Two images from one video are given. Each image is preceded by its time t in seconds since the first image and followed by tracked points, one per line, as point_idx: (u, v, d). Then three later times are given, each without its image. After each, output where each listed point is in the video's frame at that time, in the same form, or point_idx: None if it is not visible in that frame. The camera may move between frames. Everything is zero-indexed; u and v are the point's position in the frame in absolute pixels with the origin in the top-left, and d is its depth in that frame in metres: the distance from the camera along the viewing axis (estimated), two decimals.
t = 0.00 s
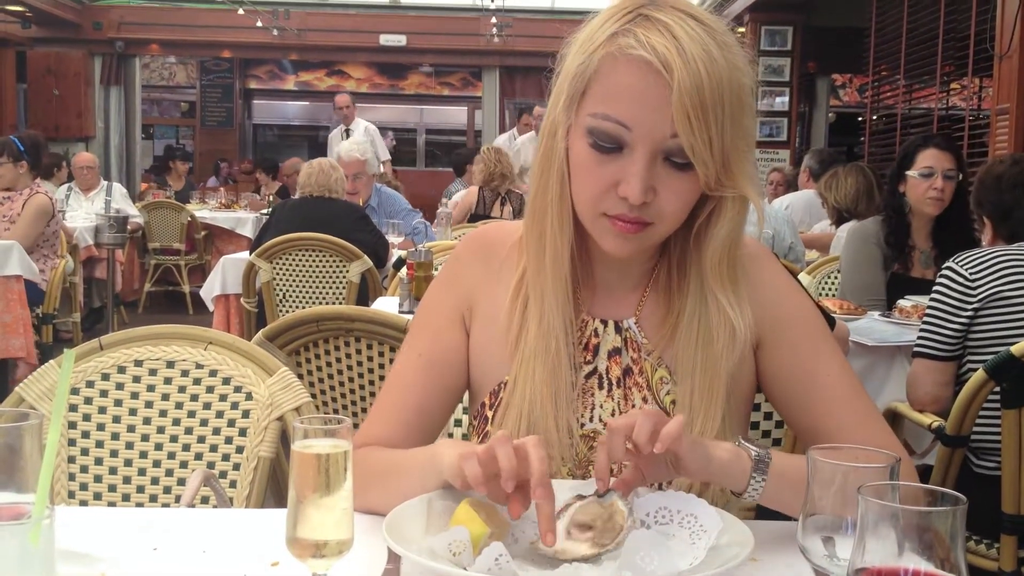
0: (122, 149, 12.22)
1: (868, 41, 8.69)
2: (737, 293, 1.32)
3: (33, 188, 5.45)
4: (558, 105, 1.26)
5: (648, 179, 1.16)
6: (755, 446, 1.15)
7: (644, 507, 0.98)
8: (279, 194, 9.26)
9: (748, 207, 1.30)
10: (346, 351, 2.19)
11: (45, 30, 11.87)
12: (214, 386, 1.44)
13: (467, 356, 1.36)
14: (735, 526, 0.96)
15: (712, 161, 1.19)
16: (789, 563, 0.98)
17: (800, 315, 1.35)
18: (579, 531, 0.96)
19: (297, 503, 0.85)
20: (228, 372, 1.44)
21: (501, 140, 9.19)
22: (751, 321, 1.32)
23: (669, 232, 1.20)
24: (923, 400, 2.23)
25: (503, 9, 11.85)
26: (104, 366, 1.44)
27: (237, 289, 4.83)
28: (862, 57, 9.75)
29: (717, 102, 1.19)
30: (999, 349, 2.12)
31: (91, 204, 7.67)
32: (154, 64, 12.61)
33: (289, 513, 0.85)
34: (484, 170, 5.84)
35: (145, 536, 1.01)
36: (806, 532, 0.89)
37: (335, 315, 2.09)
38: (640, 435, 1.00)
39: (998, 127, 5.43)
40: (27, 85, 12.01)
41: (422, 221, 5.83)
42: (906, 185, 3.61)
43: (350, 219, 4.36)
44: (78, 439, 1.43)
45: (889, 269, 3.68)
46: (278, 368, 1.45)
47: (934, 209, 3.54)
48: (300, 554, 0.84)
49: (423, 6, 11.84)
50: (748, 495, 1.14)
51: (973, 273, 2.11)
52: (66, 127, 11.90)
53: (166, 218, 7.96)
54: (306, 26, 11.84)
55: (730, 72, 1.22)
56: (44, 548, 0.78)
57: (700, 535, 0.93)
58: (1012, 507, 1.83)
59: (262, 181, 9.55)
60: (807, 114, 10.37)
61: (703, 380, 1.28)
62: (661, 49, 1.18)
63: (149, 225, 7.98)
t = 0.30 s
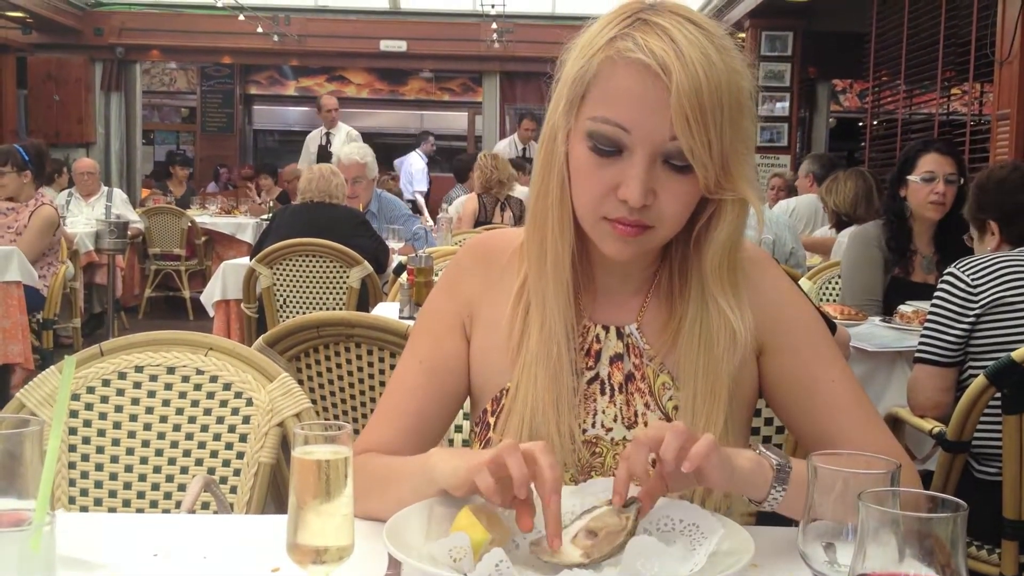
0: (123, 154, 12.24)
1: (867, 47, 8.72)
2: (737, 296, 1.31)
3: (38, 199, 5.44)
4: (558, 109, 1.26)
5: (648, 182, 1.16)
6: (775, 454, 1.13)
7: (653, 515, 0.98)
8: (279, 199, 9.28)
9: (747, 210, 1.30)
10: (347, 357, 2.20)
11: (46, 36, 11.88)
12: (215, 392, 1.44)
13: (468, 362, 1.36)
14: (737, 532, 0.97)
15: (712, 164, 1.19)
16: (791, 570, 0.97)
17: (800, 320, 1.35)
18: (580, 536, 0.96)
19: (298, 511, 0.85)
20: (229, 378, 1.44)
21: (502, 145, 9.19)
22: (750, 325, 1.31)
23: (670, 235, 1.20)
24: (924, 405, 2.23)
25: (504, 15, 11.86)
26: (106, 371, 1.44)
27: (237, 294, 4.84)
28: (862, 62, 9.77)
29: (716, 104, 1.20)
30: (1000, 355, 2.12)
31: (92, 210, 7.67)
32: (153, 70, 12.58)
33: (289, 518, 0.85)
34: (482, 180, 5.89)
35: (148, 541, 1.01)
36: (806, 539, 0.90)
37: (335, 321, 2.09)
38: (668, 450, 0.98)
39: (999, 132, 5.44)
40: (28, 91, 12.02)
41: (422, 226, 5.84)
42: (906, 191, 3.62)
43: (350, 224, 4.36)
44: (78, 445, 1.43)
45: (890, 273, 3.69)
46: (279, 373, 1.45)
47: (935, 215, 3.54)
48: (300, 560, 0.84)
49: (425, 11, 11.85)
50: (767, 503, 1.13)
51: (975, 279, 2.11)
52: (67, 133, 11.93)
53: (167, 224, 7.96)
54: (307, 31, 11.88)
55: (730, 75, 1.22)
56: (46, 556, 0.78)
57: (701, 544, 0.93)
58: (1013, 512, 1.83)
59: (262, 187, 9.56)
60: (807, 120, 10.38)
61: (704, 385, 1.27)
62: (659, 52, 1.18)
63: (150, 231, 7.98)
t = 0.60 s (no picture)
0: (122, 156, 12.25)
1: (866, 48, 8.74)
2: (733, 297, 1.31)
3: (39, 198, 5.41)
4: (553, 111, 1.26)
5: (643, 182, 1.17)
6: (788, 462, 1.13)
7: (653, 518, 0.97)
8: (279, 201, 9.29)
9: (742, 211, 1.30)
10: (347, 359, 2.20)
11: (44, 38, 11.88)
12: (214, 394, 1.44)
13: (465, 365, 1.36)
14: (737, 535, 0.97)
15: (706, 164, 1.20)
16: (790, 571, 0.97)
17: (797, 320, 1.35)
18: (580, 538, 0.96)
19: (297, 513, 0.85)
20: (227, 379, 1.44)
21: (501, 146, 9.19)
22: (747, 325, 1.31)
23: (666, 235, 1.20)
24: (923, 406, 2.23)
25: (502, 16, 11.86)
26: (105, 373, 1.44)
27: (236, 296, 4.84)
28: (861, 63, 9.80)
29: (711, 104, 1.20)
30: (998, 356, 2.12)
31: (91, 211, 7.67)
32: (152, 71, 12.57)
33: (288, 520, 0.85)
34: (473, 183, 5.91)
35: (146, 543, 1.01)
36: (805, 539, 0.90)
37: (334, 323, 2.09)
38: (676, 466, 0.97)
39: (997, 133, 5.45)
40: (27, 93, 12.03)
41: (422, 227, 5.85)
42: (905, 192, 3.62)
43: (349, 226, 4.37)
44: (77, 447, 1.43)
45: (888, 274, 3.70)
46: (277, 375, 1.45)
47: (933, 216, 3.54)
48: (299, 562, 0.84)
49: (424, 13, 11.85)
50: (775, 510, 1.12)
51: (972, 280, 2.12)
52: (66, 135, 11.94)
53: (166, 226, 7.96)
54: (306, 33, 11.87)
55: (724, 74, 1.22)
56: (45, 557, 0.78)
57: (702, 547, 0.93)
58: (1012, 512, 1.83)
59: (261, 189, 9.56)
60: (807, 121, 10.40)
61: (701, 386, 1.27)
62: (654, 53, 1.18)
63: (149, 233, 7.97)
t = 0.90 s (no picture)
0: (122, 157, 12.25)
1: (867, 48, 8.74)
2: (732, 296, 1.31)
3: (47, 195, 5.45)
4: (552, 112, 1.26)
5: (642, 184, 1.17)
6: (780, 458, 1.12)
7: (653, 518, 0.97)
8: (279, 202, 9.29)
9: (740, 211, 1.30)
10: (347, 360, 2.20)
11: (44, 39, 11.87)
12: (215, 394, 1.44)
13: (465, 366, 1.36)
14: (739, 534, 0.97)
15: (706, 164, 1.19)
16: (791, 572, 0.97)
17: (795, 320, 1.35)
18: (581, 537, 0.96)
19: (298, 513, 0.85)
20: (228, 380, 1.44)
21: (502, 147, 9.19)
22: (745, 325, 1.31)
23: (665, 236, 1.20)
24: (923, 406, 2.22)
25: (503, 17, 11.87)
26: (106, 373, 1.44)
27: (237, 296, 4.83)
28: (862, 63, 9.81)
29: (711, 105, 1.20)
30: (999, 355, 2.12)
31: (92, 212, 7.66)
32: (153, 72, 12.56)
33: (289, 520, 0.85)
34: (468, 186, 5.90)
35: (147, 543, 1.01)
36: (806, 538, 0.90)
37: (335, 323, 2.09)
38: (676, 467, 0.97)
39: (998, 133, 5.44)
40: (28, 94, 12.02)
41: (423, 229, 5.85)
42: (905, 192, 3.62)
43: (349, 227, 4.36)
44: (78, 447, 1.43)
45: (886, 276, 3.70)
46: (278, 375, 1.45)
47: (934, 217, 3.54)
48: (301, 562, 0.84)
49: (424, 14, 11.87)
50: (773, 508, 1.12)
51: (973, 280, 2.12)
52: (66, 136, 11.93)
53: (167, 226, 7.95)
54: (306, 34, 11.88)
55: (724, 75, 1.22)
56: (45, 558, 0.78)
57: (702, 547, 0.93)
58: (1014, 513, 1.83)
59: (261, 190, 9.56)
60: (807, 122, 10.41)
61: (702, 387, 1.27)
62: (654, 54, 1.18)
63: (150, 235, 7.97)
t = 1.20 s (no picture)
0: (123, 156, 12.26)
1: (868, 46, 8.74)
2: (727, 293, 1.31)
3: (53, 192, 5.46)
4: (548, 110, 1.26)
5: (639, 181, 1.17)
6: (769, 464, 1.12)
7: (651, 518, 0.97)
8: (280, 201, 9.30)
9: (736, 208, 1.30)
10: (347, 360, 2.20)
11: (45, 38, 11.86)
12: (216, 392, 1.45)
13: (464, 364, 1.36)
14: (740, 532, 0.97)
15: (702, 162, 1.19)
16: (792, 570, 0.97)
17: (790, 316, 1.35)
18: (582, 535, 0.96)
19: (299, 510, 0.85)
20: (229, 378, 1.44)
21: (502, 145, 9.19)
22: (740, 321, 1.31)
23: (660, 233, 1.20)
24: (925, 404, 2.23)
25: (504, 15, 11.88)
26: (106, 371, 1.44)
27: (238, 295, 4.83)
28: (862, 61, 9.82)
29: (707, 103, 1.20)
30: (1001, 353, 2.12)
31: (93, 211, 7.66)
32: (154, 71, 12.56)
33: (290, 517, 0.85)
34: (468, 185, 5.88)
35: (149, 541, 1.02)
36: (809, 535, 0.89)
37: (336, 322, 2.10)
38: (673, 466, 0.97)
39: (999, 131, 5.44)
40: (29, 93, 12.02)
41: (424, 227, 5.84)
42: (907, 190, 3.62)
43: (350, 225, 4.36)
44: (79, 445, 1.43)
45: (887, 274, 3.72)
46: (278, 373, 1.45)
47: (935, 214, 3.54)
48: (301, 560, 0.84)
49: (425, 12, 11.89)
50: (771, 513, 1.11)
51: (974, 277, 2.11)
52: (67, 135, 11.94)
53: (168, 224, 7.96)
54: (307, 33, 11.90)
55: (719, 73, 1.22)
56: (46, 556, 0.78)
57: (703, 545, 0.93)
58: (1016, 510, 1.83)
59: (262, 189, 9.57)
60: (808, 120, 10.43)
61: (696, 383, 1.27)
62: (651, 51, 1.18)
63: (151, 234, 7.97)
